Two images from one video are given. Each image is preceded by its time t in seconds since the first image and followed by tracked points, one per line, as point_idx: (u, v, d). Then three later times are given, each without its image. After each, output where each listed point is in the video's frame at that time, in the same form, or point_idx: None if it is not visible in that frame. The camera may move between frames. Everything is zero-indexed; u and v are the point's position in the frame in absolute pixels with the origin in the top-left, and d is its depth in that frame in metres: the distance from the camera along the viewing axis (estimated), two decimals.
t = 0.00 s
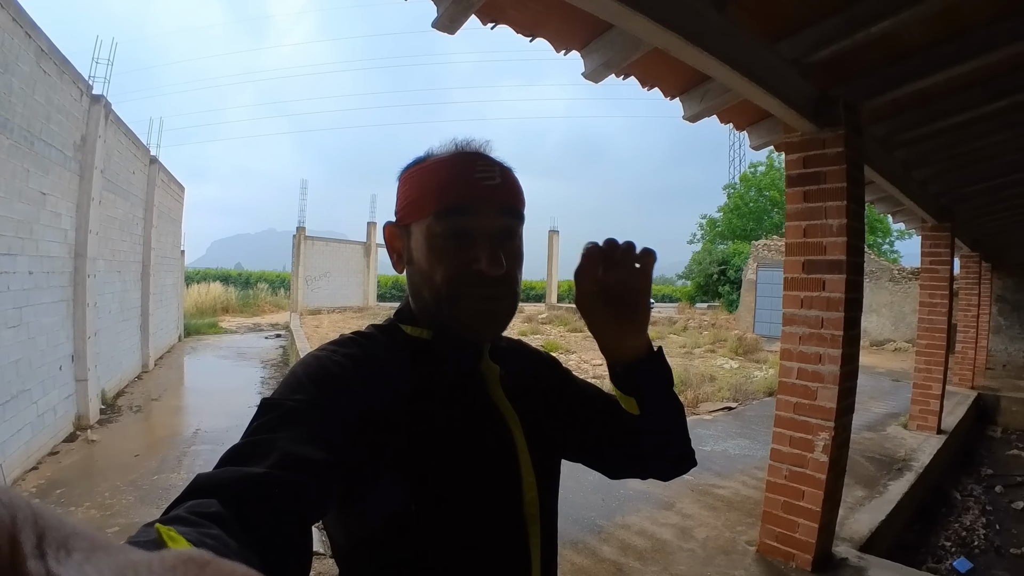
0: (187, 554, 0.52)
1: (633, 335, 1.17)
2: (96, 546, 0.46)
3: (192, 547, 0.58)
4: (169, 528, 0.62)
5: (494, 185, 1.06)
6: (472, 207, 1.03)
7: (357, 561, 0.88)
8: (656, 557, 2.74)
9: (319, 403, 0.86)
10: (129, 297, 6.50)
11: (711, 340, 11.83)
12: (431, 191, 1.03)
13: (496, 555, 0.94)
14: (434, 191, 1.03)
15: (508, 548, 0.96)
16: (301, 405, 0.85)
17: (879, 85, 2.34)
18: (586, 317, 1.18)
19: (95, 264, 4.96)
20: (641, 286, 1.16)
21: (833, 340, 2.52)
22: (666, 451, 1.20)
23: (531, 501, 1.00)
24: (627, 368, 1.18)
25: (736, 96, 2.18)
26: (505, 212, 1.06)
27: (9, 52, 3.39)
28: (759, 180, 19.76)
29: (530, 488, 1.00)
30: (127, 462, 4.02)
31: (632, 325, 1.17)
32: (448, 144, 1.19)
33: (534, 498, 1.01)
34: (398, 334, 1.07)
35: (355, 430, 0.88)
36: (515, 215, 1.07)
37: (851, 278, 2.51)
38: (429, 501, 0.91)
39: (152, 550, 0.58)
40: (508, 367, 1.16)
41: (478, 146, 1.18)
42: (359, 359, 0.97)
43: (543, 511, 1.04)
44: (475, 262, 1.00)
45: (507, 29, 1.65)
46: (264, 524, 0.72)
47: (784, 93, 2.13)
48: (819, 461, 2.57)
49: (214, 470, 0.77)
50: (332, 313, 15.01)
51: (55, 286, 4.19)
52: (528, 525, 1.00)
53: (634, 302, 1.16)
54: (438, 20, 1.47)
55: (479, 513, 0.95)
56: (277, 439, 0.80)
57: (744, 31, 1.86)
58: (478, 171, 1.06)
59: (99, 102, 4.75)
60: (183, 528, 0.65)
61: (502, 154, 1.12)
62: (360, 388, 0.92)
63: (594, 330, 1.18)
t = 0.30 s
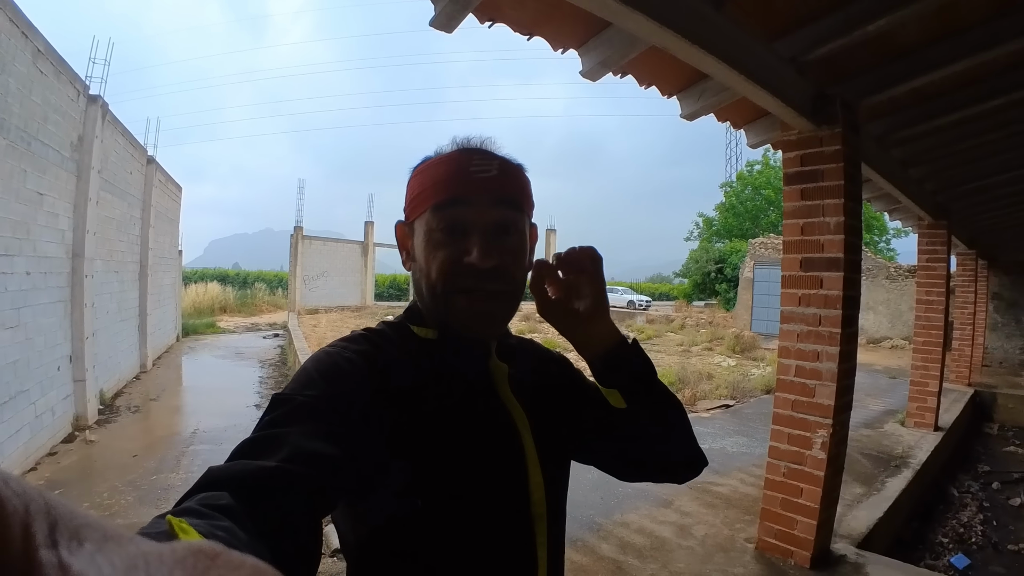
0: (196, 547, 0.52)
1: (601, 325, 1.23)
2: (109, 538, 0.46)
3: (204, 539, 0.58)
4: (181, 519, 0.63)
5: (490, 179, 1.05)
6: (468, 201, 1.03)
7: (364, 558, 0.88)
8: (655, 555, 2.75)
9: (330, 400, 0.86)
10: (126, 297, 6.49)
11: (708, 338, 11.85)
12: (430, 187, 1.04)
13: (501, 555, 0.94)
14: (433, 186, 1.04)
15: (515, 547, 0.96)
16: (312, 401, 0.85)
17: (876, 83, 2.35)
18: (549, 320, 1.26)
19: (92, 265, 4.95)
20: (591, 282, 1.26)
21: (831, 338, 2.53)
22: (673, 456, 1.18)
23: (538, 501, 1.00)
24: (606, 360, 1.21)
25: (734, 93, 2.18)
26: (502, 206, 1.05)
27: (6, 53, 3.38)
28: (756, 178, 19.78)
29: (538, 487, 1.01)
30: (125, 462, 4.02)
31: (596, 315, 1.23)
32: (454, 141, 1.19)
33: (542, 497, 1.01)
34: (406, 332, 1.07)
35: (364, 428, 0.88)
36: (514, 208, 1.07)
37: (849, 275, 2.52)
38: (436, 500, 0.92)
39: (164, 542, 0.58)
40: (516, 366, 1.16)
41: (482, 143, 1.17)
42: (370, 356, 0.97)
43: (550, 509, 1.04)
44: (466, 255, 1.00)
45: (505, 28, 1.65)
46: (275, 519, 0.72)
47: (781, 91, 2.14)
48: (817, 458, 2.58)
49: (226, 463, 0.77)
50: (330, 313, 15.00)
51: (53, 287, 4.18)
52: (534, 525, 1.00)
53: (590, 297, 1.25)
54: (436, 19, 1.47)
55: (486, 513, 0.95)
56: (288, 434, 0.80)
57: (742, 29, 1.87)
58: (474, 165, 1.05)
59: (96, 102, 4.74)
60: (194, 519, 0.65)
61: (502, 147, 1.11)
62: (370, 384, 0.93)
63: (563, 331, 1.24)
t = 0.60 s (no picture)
0: (195, 548, 0.51)
1: (641, 363, 1.16)
2: (106, 539, 0.45)
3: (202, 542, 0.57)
4: (179, 522, 0.61)
5: (489, 181, 1.05)
6: (466, 203, 1.02)
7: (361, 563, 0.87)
8: (652, 555, 2.75)
9: (329, 403, 0.86)
10: (122, 298, 6.47)
11: (704, 337, 11.88)
12: (430, 190, 1.04)
13: (500, 559, 0.94)
14: (432, 189, 1.03)
15: (514, 553, 0.95)
16: (312, 405, 0.84)
17: (873, 81, 2.36)
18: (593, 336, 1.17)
19: (88, 265, 4.93)
20: (652, 313, 1.15)
21: (827, 336, 2.54)
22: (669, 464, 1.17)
23: (538, 505, 1.00)
24: (632, 396, 1.17)
25: (730, 92, 2.18)
26: (501, 207, 1.04)
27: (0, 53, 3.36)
28: (751, 178, 19.84)
29: (537, 491, 1.00)
30: (121, 463, 4.00)
31: (641, 352, 1.15)
32: (451, 143, 1.19)
33: (541, 501, 1.00)
34: (405, 335, 1.06)
35: (363, 431, 0.88)
36: (513, 210, 1.06)
37: (845, 274, 2.52)
38: (434, 504, 0.91)
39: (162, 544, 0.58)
40: (517, 370, 1.16)
41: (481, 145, 1.17)
42: (369, 358, 0.96)
43: (550, 513, 1.04)
44: (465, 257, 1.00)
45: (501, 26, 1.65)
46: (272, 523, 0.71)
47: (777, 89, 2.14)
48: (814, 457, 2.58)
49: (224, 466, 0.76)
50: (326, 313, 14.97)
51: (48, 288, 4.16)
52: (533, 528, 0.99)
53: (642, 329, 1.15)
54: (431, 17, 1.46)
55: (485, 517, 0.94)
56: (287, 436, 0.79)
57: (739, 27, 1.87)
58: (472, 165, 1.05)
59: (90, 102, 4.72)
60: (192, 522, 0.64)
61: (501, 148, 1.10)
62: (370, 387, 0.92)
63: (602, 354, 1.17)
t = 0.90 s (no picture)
0: (196, 548, 0.50)
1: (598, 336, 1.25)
2: (106, 541, 0.45)
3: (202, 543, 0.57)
4: (179, 523, 0.61)
5: (486, 176, 1.05)
6: (463, 199, 1.02)
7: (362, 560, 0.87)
8: (648, 553, 2.75)
9: (329, 402, 0.85)
10: (117, 299, 6.43)
11: (699, 336, 11.91)
12: (427, 186, 1.04)
13: (501, 556, 0.94)
14: (428, 185, 1.03)
15: (515, 548, 0.96)
16: (311, 405, 0.84)
17: (867, 80, 2.36)
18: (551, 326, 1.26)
19: (83, 266, 4.90)
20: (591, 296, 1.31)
21: (822, 335, 2.55)
22: (663, 452, 1.18)
23: (538, 502, 0.99)
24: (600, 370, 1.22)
25: (724, 91, 2.19)
26: (499, 203, 1.05)
27: None
28: (746, 177, 19.90)
29: (537, 489, 1.00)
30: (117, 464, 3.98)
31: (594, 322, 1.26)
32: (449, 140, 1.19)
33: (541, 499, 1.00)
34: (404, 333, 1.06)
35: (362, 429, 0.88)
36: (511, 205, 1.06)
37: (839, 273, 2.53)
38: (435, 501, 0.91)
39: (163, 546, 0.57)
40: (516, 366, 1.15)
41: (478, 142, 1.17)
42: (369, 356, 0.96)
43: (550, 511, 1.03)
44: (463, 253, 1.00)
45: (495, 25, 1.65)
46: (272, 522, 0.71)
47: (771, 88, 2.14)
48: (808, 455, 2.59)
49: (224, 466, 0.76)
50: (321, 313, 14.92)
51: (42, 289, 4.13)
52: (533, 525, 0.99)
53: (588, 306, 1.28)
54: (425, 16, 1.46)
55: (486, 513, 0.94)
56: (287, 436, 0.79)
57: (734, 26, 1.87)
58: (469, 162, 1.05)
59: (85, 102, 4.69)
60: (192, 522, 0.64)
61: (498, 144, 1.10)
62: (369, 386, 0.92)
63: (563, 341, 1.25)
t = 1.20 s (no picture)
0: (194, 544, 0.50)
1: (685, 398, 1.11)
2: (104, 535, 0.45)
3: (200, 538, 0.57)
4: (178, 518, 0.61)
5: (487, 178, 1.05)
6: (462, 202, 1.03)
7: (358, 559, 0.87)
8: (643, 552, 2.76)
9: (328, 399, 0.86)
10: (112, 300, 6.40)
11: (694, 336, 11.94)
12: (427, 188, 1.04)
13: (498, 554, 0.94)
14: (428, 186, 1.03)
15: (513, 547, 0.96)
16: (310, 402, 0.84)
17: (860, 79, 2.38)
18: (639, 362, 1.11)
19: (77, 267, 4.87)
20: (706, 345, 1.11)
21: (815, 333, 2.56)
22: (663, 478, 1.14)
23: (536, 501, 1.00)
24: (663, 425, 1.12)
25: (717, 90, 2.20)
26: (499, 206, 1.05)
27: None
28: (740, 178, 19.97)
29: (535, 488, 1.00)
30: (112, 465, 3.96)
31: (688, 386, 1.10)
32: (449, 140, 1.19)
33: (539, 497, 1.00)
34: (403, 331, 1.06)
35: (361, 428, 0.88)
36: (511, 208, 1.06)
37: (832, 271, 2.54)
38: (432, 500, 0.91)
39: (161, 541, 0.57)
40: (514, 366, 1.15)
41: (479, 143, 1.17)
42: (367, 354, 0.96)
43: (548, 510, 1.04)
44: (462, 257, 1.00)
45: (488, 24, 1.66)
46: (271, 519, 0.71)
47: (764, 86, 2.16)
48: (803, 453, 2.60)
49: (223, 462, 0.76)
50: (316, 314, 14.88)
51: (37, 290, 4.11)
52: (530, 524, 0.99)
53: (695, 361, 1.10)
54: (418, 15, 1.46)
55: (483, 512, 0.94)
56: (286, 433, 0.79)
57: (728, 26, 1.88)
58: (470, 164, 1.05)
59: (78, 103, 4.67)
60: (190, 518, 0.64)
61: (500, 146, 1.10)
62: (367, 384, 0.92)
63: (644, 380, 1.12)
